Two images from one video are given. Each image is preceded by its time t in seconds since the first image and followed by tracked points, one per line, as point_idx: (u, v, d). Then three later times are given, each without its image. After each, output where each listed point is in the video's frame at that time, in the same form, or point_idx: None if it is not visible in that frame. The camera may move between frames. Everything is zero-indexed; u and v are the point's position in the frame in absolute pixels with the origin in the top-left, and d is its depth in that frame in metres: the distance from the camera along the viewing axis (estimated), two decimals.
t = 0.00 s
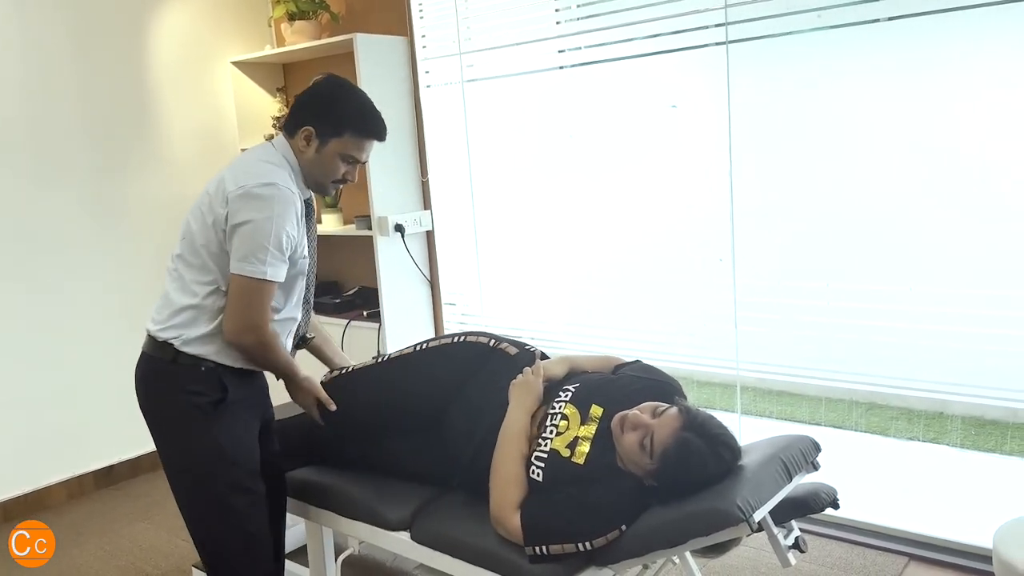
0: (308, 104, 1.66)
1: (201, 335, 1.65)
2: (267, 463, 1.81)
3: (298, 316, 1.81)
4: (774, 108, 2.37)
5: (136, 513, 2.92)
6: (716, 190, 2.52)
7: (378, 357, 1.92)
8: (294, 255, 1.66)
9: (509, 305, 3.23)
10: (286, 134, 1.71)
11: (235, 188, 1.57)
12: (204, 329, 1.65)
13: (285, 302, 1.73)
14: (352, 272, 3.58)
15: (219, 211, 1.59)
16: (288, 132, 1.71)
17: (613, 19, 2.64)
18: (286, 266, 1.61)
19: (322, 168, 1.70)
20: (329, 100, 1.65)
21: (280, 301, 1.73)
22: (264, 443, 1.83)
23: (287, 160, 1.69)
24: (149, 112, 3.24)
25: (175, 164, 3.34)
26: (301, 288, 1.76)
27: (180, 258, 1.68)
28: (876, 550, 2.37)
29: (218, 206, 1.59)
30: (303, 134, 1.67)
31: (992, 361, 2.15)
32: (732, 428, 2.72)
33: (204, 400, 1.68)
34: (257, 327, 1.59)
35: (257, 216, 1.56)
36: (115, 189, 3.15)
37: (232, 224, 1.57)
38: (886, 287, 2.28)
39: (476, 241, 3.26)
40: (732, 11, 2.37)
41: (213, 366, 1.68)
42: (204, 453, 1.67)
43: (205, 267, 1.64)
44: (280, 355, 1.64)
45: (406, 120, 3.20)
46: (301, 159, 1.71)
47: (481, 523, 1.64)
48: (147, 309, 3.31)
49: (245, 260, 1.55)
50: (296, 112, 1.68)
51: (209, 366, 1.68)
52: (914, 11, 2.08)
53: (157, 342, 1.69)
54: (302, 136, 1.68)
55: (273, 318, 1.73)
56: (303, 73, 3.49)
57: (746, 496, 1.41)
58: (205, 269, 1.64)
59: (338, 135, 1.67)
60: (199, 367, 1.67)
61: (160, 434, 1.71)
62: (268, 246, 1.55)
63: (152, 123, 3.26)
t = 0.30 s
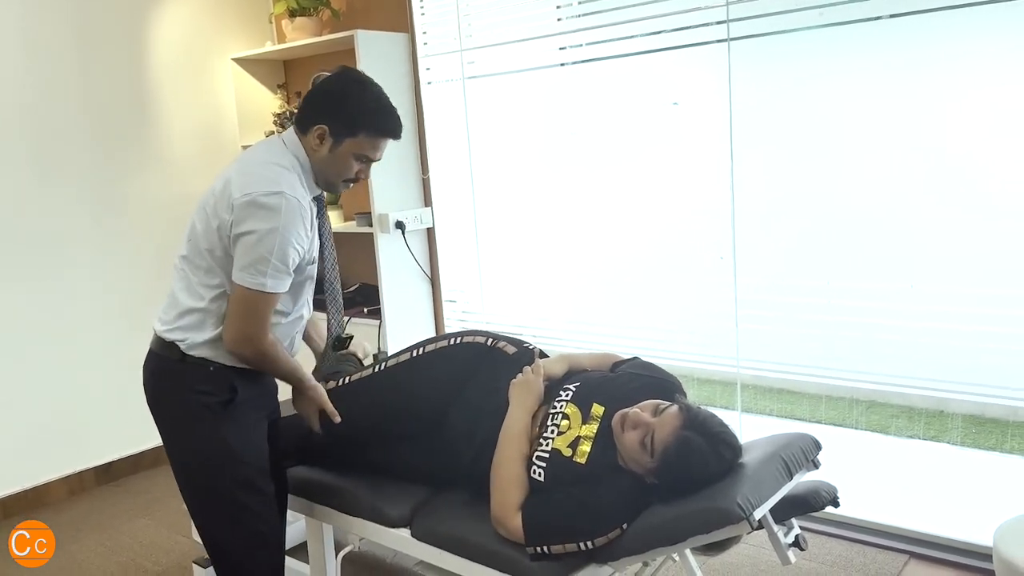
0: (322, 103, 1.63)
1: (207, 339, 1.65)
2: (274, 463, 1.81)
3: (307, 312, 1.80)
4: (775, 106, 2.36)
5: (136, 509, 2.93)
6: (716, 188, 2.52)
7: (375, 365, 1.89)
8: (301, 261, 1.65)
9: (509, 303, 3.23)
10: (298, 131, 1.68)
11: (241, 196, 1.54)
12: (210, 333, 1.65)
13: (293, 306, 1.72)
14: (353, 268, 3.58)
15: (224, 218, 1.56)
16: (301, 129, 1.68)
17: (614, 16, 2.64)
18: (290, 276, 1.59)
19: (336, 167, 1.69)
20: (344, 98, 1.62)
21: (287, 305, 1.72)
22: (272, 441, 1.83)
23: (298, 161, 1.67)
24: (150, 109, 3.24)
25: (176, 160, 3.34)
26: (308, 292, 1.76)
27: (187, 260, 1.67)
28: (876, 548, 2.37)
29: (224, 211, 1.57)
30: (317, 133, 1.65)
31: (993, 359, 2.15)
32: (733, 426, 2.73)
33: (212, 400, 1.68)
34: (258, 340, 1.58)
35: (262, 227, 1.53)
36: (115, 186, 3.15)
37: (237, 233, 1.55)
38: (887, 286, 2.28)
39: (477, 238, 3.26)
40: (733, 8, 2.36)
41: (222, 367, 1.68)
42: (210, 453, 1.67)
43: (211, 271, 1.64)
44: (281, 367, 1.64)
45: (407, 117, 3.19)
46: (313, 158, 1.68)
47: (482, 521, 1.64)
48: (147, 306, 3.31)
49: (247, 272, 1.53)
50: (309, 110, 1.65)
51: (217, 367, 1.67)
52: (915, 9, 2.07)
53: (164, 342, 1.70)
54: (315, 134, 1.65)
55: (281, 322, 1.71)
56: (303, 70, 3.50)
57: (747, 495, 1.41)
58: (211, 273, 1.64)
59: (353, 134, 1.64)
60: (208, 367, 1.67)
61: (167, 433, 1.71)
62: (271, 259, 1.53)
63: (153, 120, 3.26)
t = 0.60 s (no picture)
0: (339, 97, 1.62)
1: (210, 331, 1.65)
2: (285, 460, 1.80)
3: (318, 312, 1.79)
4: (778, 101, 2.36)
5: (138, 504, 2.93)
6: (719, 183, 2.52)
7: (396, 374, 1.81)
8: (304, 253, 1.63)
9: (511, 298, 3.23)
10: (314, 126, 1.67)
11: (243, 183, 1.55)
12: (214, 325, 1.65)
13: (299, 300, 1.72)
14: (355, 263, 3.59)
15: (227, 204, 1.57)
16: (316, 123, 1.67)
17: (616, 11, 2.63)
18: (289, 267, 1.57)
19: (351, 161, 1.68)
20: (361, 92, 1.61)
21: (293, 299, 1.71)
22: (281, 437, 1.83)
23: (311, 156, 1.67)
24: (151, 104, 3.23)
25: (178, 155, 3.34)
26: (317, 286, 1.74)
27: (194, 252, 1.68)
28: (878, 544, 2.37)
29: (228, 199, 1.58)
30: (332, 127, 1.64)
31: (996, 355, 2.14)
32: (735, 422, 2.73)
33: (218, 393, 1.67)
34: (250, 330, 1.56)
35: (261, 213, 1.53)
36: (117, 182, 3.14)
37: (237, 219, 1.55)
38: (889, 282, 2.28)
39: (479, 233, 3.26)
40: (737, 3, 2.35)
41: (228, 361, 1.67)
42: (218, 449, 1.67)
43: (215, 262, 1.64)
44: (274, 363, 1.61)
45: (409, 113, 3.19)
46: (327, 152, 1.68)
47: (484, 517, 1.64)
48: (149, 302, 3.30)
49: (243, 258, 1.52)
50: (325, 103, 1.64)
51: (222, 360, 1.67)
52: (920, 5, 2.07)
53: (171, 335, 1.71)
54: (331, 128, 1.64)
55: (287, 316, 1.71)
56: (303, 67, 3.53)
57: (750, 491, 1.41)
58: (215, 264, 1.64)
59: (369, 128, 1.63)
60: (214, 361, 1.67)
61: (177, 429, 1.72)
62: (266, 246, 1.52)
63: (155, 115, 3.25)
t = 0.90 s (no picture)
0: (353, 88, 1.62)
1: (236, 328, 1.66)
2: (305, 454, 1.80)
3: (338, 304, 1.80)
4: (782, 98, 2.35)
5: (141, 499, 2.94)
6: (721, 179, 2.52)
7: (397, 385, 1.78)
8: (324, 249, 1.63)
9: (514, 295, 3.23)
10: (326, 118, 1.67)
11: (262, 182, 1.54)
12: (239, 322, 1.66)
13: (318, 295, 1.73)
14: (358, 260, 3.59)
15: (247, 204, 1.56)
16: (328, 115, 1.67)
17: (619, 7, 2.63)
18: (314, 265, 1.58)
19: (365, 152, 1.68)
20: (374, 83, 1.61)
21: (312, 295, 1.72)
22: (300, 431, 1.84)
23: (324, 152, 1.66)
24: (154, 100, 3.23)
25: (181, 150, 3.34)
26: (336, 279, 1.75)
27: (213, 249, 1.68)
28: (880, 541, 2.37)
29: (246, 198, 1.57)
30: (345, 118, 1.64)
31: (998, 351, 2.14)
32: (737, 418, 2.74)
33: (243, 387, 1.68)
34: (284, 327, 1.58)
35: (282, 212, 1.53)
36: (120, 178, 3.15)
37: (259, 219, 1.54)
38: (892, 279, 2.27)
39: (482, 230, 3.27)
40: None
41: (250, 356, 1.68)
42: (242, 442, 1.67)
43: (238, 259, 1.64)
44: (307, 361, 1.62)
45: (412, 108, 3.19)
46: (340, 144, 1.68)
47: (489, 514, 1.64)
48: (153, 297, 3.31)
49: (271, 259, 1.53)
50: (338, 95, 1.64)
51: (246, 355, 1.67)
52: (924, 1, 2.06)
53: (194, 331, 1.70)
54: (344, 120, 1.65)
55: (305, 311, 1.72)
56: (308, 65, 3.53)
57: (752, 487, 1.41)
58: (238, 261, 1.64)
59: (382, 120, 1.63)
60: (237, 356, 1.67)
61: (199, 420, 1.72)
62: (294, 245, 1.52)
63: (158, 110, 3.25)
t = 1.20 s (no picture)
0: (349, 82, 1.62)
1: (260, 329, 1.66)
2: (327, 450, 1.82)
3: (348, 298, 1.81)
4: (783, 96, 2.35)
5: (143, 496, 2.94)
6: (722, 176, 2.51)
7: (394, 392, 1.77)
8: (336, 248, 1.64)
9: (515, 293, 3.24)
10: (323, 114, 1.67)
11: (272, 188, 1.53)
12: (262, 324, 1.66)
13: (330, 293, 1.73)
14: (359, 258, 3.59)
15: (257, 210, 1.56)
16: (326, 111, 1.66)
17: (620, 4, 2.63)
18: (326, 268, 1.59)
19: (364, 147, 1.68)
20: (371, 77, 1.60)
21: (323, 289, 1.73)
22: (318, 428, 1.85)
23: (327, 150, 1.66)
24: (154, 98, 3.24)
25: (182, 148, 3.34)
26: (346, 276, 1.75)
27: (225, 253, 1.66)
28: (881, 538, 2.37)
29: (257, 203, 1.57)
30: (343, 114, 1.63)
31: (998, 349, 2.14)
32: (738, 416, 2.74)
33: (272, 384, 1.69)
34: (300, 333, 1.60)
35: (295, 218, 1.53)
36: (122, 176, 3.15)
37: (271, 225, 1.54)
38: (893, 276, 2.27)
39: (483, 228, 3.27)
40: None
41: (274, 354, 1.69)
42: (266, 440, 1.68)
43: (253, 263, 1.64)
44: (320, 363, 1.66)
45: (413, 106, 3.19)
46: (339, 140, 1.67)
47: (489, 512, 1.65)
48: (154, 296, 3.31)
49: (286, 264, 1.54)
50: (334, 89, 1.64)
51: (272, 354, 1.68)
52: None
53: (214, 335, 1.68)
54: (341, 114, 1.64)
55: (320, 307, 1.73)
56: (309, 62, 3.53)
57: (752, 484, 1.41)
58: (254, 264, 1.64)
59: (380, 114, 1.63)
60: (262, 355, 1.67)
61: (220, 421, 1.72)
62: (309, 250, 1.53)
63: (159, 109, 3.25)
